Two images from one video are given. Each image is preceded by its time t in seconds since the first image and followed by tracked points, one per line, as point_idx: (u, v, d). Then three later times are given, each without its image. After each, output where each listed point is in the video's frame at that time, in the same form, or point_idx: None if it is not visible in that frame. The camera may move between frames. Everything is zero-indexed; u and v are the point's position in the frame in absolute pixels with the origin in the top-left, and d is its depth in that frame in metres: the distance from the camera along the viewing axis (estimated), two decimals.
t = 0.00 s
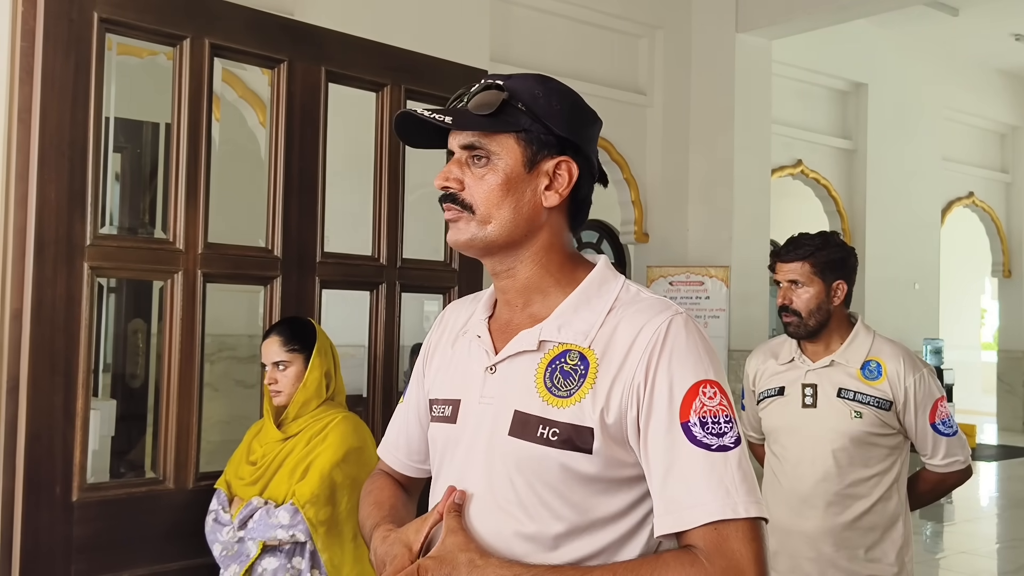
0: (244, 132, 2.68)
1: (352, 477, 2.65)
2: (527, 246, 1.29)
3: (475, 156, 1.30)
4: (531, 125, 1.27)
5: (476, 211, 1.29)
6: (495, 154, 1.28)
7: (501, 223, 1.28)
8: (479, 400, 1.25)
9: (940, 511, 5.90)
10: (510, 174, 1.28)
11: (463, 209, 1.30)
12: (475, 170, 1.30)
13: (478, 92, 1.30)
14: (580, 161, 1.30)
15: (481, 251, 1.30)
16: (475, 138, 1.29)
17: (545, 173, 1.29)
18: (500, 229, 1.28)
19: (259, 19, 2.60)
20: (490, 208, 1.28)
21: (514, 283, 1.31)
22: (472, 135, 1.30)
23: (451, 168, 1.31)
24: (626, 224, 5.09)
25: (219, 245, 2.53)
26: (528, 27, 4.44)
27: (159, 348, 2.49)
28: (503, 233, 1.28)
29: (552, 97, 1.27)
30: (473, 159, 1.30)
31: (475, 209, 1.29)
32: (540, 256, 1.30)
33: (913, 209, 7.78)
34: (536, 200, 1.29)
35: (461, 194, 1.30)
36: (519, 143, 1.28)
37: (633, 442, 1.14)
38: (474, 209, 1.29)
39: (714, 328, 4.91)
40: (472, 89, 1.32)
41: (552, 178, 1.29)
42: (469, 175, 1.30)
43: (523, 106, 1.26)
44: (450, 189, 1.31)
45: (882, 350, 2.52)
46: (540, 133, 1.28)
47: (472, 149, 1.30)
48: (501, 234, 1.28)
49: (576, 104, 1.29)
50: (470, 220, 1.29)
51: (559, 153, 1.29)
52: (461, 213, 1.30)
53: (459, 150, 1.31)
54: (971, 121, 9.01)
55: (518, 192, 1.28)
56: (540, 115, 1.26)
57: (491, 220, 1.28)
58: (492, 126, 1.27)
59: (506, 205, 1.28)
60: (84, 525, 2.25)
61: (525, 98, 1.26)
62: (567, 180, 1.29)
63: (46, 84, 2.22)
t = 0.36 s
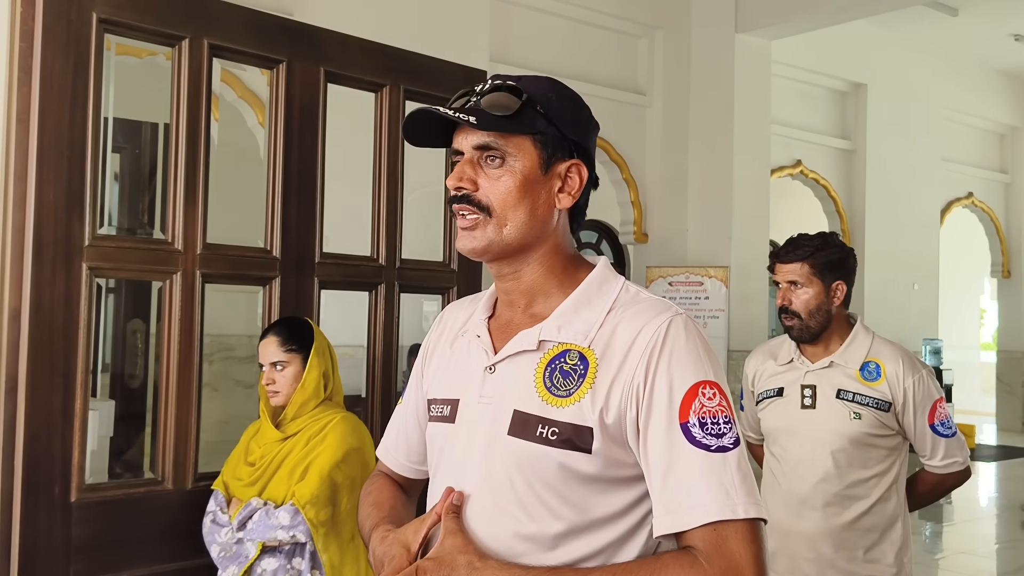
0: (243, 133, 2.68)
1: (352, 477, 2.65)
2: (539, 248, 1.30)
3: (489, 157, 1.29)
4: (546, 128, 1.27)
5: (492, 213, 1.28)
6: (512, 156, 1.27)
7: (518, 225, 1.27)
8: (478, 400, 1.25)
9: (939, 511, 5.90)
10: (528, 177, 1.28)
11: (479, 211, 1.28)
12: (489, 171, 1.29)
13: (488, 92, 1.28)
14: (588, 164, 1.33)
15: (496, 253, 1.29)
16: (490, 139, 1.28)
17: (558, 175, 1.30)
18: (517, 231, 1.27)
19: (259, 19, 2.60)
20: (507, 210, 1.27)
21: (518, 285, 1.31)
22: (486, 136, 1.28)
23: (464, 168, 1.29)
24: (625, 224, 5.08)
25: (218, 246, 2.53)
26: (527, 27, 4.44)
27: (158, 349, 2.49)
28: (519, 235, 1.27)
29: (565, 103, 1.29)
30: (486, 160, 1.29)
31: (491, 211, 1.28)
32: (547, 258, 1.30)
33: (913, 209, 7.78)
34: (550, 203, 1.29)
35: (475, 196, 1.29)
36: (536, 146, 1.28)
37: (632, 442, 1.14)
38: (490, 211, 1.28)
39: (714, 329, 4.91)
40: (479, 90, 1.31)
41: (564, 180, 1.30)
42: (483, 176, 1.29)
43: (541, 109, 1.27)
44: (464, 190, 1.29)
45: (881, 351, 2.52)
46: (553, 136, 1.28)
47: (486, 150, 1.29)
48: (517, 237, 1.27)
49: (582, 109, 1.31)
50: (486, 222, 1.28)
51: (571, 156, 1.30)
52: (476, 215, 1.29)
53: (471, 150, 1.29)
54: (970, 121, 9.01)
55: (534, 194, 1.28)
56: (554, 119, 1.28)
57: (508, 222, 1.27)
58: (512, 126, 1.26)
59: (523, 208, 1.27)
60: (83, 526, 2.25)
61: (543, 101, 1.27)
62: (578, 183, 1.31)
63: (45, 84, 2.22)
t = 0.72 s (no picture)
0: (242, 133, 2.68)
1: (351, 478, 2.62)
2: (542, 249, 1.30)
3: (497, 158, 1.28)
4: (552, 130, 1.28)
5: (500, 213, 1.27)
6: (521, 156, 1.27)
7: (526, 226, 1.27)
8: (475, 399, 1.25)
9: (938, 512, 5.90)
10: (537, 178, 1.28)
11: (488, 211, 1.27)
12: (497, 172, 1.28)
13: (492, 92, 1.27)
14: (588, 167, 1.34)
15: (503, 254, 1.28)
16: (499, 139, 1.27)
17: (562, 177, 1.31)
18: (524, 231, 1.27)
19: (257, 20, 2.60)
20: (517, 210, 1.27)
21: (518, 287, 1.31)
22: (496, 136, 1.27)
23: (472, 169, 1.28)
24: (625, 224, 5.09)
25: (217, 246, 2.53)
26: (526, 27, 4.44)
27: (157, 349, 2.49)
28: (528, 236, 1.27)
29: (568, 105, 1.30)
30: (493, 161, 1.28)
31: (500, 211, 1.27)
32: (549, 259, 1.31)
33: (912, 209, 7.79)
34: (555, 204, 1.30)
35: (484, 197, 1.27)
36: (544, 147, 1.28)
37: (630, 440, 1.14)
38: (499, 212, 1.27)
39: (713, 329, 4.91)
40: (482, 91, 1.29)
41: (567, 183, 1.32)
42: (491, 177, 1.28)
43: (550, 111, 1.27)
44: (472, 191, 1.28)
45: (879, 352, 2.52)
46: (558, 138, 1.29)
47: (494, 151, 1.28)
48: (525, 238, 1.27)
49: (583, 112, 1.32)
50: (495, 223, 1.27)
51: (574, 159, 1.32)
52: (484, 216, 1.27)
53: (478, 151, 1.29)
54: (970, 121, 9.01)
55: (542, 195, 1.28)
56: (560, 122, 1.28)
57: (517, 222, 1.27)
58: (523, 128, 1.26)
59: (531, 209, 1.27)
60: (81, 526, 2.25)
61: (551, 104, 1.27)
62: (580, 185, 1.33)
63: (44, 84, 2.22)
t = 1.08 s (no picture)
0: (240, 132, 2.68)
1: (356, 477, 2.57)
2: (546, 248, 1.30)
3: (503, 159, 1.28)
4: (556, 130, 1.28)
5: (509, 214, 1.27)
6: (529, 157, 1.27)
7: (534, 226, 1.27)
8: (471, 397, 1.24)
9: (935, 511, 5.92)
10: (544, 178, 1.28)
11: (497, 212, 1.26)
12: (504, 173, 1.28)
13: (494, 93, 1.26)
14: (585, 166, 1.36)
15: (510, 254, 1.28)
16: (505, 140, 1.27)
17: (563, 177, 1.32)
18: (532, 231, 1.27)
19: (255, 19, 2.60)
20: (525, 211, 1.27)
21: (517, 286, 1.32)
22: (502, 137, 1.27)
23: (479, 171, 1.28)
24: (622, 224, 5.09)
25: (215, 246, 2.53)
26: (525, 27, 4.44)
27: (154, 348, 2.49)
28: (535, 236, 1.28)
29: (568, 107, 1.31)
30: (499, 162, 1.28)
31: (509, 212, 1.27)
32: (551, 258, 1.31)
33: (910, 210, 7.80)
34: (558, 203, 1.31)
35: (493, 198, 1.27)
36: (549, 147, 1.29)
37: (626, 438, 1.14)
38: (507, 212, 1.26)
39: (711, 329, 4.92)
40: (481, 91, 1.29)
41: (567, 183, 1.33)
42: (499, 178, 1.28)
43: (554, 112, 1.27)
44: (481, 193, 1.27)
45: (876, 352, 2.53)
46: (560, 138, 1.30)
47: (500, 151, 1.28)
48: (533, 238, 1.28)
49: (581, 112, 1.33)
50: (504, 224, 1.26)
51: (573, 159, 1.33)
52: (492, 217, 1.27)
53: (484, 152, 1.28)
54: (968, 121, 9.02)
55: (548, 195, 1.29)
56: (562, 121, 1.29)
57: (525, 223, 1.27)
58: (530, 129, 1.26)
59: (539, 209, 1.27)
60: (79, 525, 2.25)
61: (554, 105, 1.28)
62: (579, 185, 1.34)
63: (41, 83, 2.22)
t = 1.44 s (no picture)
0: (239, 131, 2.67)
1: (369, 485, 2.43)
2: (544, 247, 1.29)
3: (501, 156, 1.27)
4: (554, 128, 1.28)
5: (506, 212, 1.26)
6: (527, 154, 1.26)
7: (531, 224, 1.26)
8: (470, 396, 1.24)
9: (934, 511, 5.92)
10: (542, 176, 1.27)
11: (494, 209, 1.26)
12: (502, 171, 1.27)
13: (493, 89, 1.26)
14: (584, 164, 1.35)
15: (508, 252, 1.27)
16: (504, 137, 1.26)
17: (562, 175, 1.31)
18: (529, 230, 1.27)
19: (254, 16, 2.59)
20: (523, 209, 1.26)
21: (515, 283, 1.31)
22: (500, 134, 1.27)
23: (477, 168, 1.27)
24: (621, 224, 5.08)
25: (213, 244, 2.52)
26: (524, 27, 4.43)
27: (152, 347, 2.48)
28: (533, 235, 1.27)
29: (568, 103, 1.30)
30: (497, 159, 1.27)
31: (506, 209, 1.26)
32: (549, 256, 1.30)
33: (909, 209, 7.80)
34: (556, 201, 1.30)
35: (490, 196, 1.26)
36: (547, 145, 1.28)
37: (625, 438, 1.13)
38: (505, 210, 1.26)
39: (710, 329, 4.91)
40: (480, 88, 1.28)
41: (566, 180, 1.32)
42: (496, 176, 1.27)
43: (553, 109, 1.27)
44: (479, 190, 1.26)
45: (876, 351, 2.52)
46: (559, 135, 1.29)
47: (497, 149, 1.27)
48: (530, 237, 1.27)
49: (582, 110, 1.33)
50: (501, 222, 1.26)
51: (572, 156, 1.32)
52: (490, 214, 1.26)
53: (482, 149, 1.28)
54: (967, 122, 9.03)
55: (546, 193, 1.28)
56: (561, 119, 1.28)
57: (523, 221, 1.26)
58: (529, 126, 1.25)
59: (537, 207, 1.27)
60: (76, 525, 2.24)
61: (553, 101, 1.27)
62: (578, 182, 1.33)
63: (39, 80, 2.21)
